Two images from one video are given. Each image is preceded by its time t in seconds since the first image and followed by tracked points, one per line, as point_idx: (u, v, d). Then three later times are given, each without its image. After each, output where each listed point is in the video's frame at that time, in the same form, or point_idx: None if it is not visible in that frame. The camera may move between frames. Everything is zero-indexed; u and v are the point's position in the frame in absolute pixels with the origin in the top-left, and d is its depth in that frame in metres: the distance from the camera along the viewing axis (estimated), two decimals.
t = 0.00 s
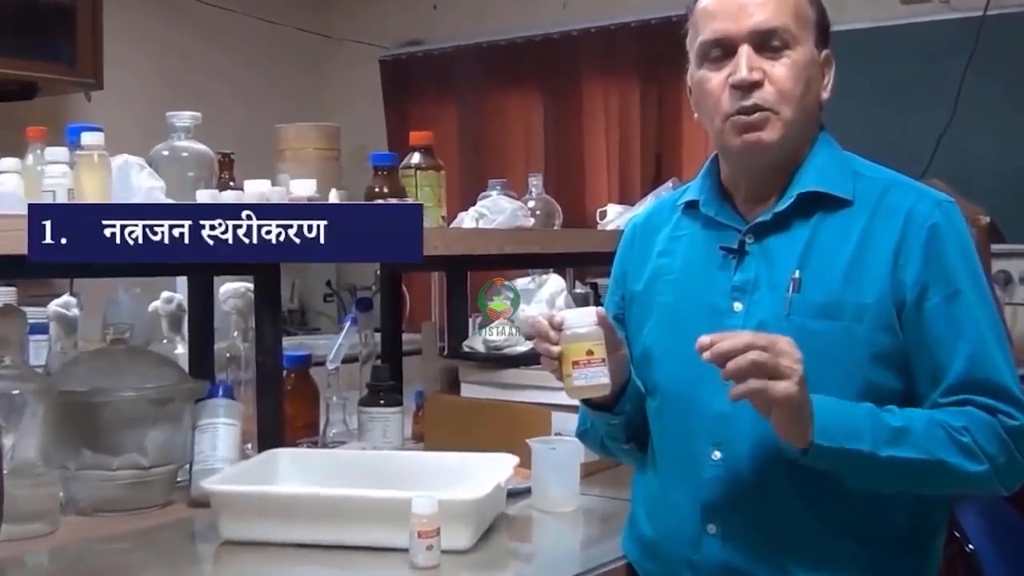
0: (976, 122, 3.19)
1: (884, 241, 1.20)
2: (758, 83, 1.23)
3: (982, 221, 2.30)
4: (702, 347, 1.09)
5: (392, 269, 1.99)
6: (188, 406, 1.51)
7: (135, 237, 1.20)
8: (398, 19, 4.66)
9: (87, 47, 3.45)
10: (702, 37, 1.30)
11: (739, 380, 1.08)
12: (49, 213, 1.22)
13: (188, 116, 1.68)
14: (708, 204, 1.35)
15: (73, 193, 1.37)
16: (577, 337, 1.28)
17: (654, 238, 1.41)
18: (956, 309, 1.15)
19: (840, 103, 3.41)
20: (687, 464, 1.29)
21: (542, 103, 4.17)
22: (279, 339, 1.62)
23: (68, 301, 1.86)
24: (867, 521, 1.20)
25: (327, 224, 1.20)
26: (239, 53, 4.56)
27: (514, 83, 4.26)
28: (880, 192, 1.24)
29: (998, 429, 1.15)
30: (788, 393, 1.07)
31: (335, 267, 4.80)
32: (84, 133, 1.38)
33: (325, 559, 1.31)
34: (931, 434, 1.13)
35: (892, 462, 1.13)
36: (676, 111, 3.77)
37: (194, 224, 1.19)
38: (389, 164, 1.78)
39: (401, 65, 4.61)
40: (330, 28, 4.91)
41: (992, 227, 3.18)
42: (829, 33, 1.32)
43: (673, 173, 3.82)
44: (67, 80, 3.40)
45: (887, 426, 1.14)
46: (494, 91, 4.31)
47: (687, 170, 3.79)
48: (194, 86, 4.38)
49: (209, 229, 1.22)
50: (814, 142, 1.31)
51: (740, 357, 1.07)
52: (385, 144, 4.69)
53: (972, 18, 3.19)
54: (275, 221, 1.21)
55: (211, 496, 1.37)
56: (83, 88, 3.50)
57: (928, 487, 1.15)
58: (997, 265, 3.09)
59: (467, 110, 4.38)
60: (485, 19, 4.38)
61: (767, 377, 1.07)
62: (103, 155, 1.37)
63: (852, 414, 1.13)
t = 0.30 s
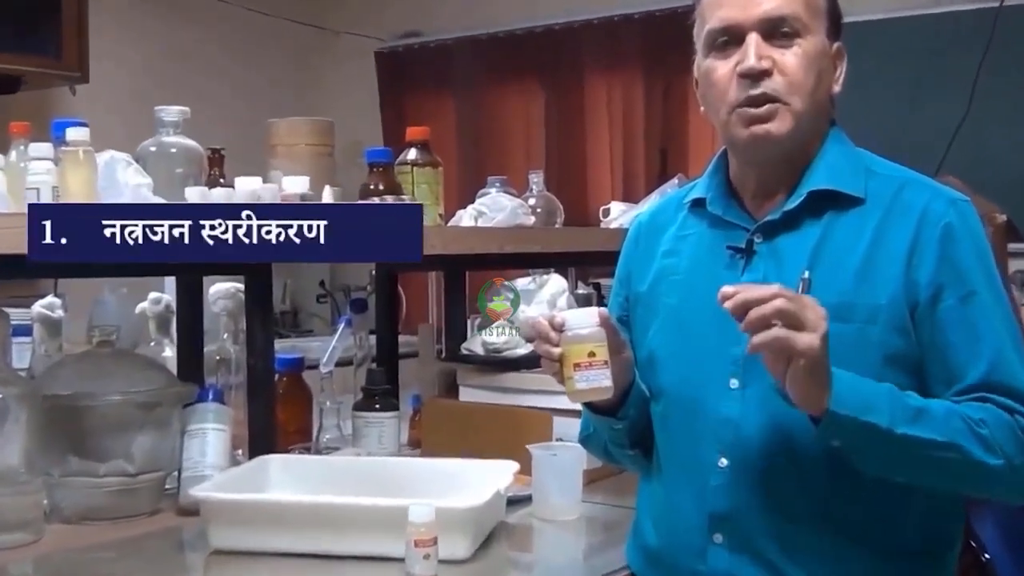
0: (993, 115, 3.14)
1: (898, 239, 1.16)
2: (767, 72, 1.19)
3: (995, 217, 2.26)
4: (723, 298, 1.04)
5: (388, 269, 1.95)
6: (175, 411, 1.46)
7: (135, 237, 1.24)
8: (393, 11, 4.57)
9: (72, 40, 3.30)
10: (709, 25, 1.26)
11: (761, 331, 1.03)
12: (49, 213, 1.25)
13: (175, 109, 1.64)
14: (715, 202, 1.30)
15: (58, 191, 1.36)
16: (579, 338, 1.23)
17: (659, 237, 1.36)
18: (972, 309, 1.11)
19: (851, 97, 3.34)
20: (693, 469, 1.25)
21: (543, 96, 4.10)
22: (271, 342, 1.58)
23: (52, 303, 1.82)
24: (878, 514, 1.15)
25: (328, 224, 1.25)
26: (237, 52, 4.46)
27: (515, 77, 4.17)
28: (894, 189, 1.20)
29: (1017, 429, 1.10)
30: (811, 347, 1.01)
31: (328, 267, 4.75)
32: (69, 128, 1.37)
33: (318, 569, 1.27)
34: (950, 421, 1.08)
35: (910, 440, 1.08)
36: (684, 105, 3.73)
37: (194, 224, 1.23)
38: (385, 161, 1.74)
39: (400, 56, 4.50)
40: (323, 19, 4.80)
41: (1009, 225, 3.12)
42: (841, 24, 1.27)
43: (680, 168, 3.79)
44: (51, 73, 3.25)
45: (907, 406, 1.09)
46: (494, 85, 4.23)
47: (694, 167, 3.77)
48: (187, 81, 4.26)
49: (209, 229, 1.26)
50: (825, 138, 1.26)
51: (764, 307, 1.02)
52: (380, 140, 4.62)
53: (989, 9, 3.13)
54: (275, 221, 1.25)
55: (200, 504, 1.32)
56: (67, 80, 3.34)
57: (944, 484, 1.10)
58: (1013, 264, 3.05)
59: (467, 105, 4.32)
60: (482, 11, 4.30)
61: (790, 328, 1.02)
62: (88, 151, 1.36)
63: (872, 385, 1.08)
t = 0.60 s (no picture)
0: (1011, 109, 3.08)
1: (914, 239, 1.11)
2: (777, 65, 1.14)
3: (1012, 213, 2.21)
4: (717, 376, 0.98)
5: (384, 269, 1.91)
6: (163, 416, 1.42)
7: (135, 237, 1.24)
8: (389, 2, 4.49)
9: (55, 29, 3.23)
10: (718, 15, 1.21)
11: (762, 412, 0.98)
12: (49, 213, 1.24)
13: (162, 103, 1.62)
14: (724, 199, 1.25)
15: (42, 187, 1.33)
16: (581, 341, 1.19)
17: (665, 234, 1.31)
18: (990, 313, 1.06)
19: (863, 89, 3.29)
20: (699, 478, 1.20)
21: (544, 86, 4.05)
22: (262, 343, 1.55)
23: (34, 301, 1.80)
24: (888, 550, 1.11)
25: (328, 224, 1.22)
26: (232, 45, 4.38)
27: (514, 68, 4.12)
28: (909, 186, 1.15)
29: None
30: (816, 425, 0.97)
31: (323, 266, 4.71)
32: (53, 122, 1.34)
33: None
34: (966, 456, 1.04)
35: (924, 489, 1.05)
36: (690, 101, 3.67)
37: (193, 224, 1.23)
38: (380, 155, 1.72)
39: (396, 49, 4.47)
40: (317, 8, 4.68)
41: None
42: (854, 14, 1.22)
43: (686, 165, 3.73)
44: (35, 63, 3.17)
45: (917, 450, 1.05)
46: (494, 76, 4.18)
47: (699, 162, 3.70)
48: (179, 75, 4.16)
49: (209, 230, 1.25)
50: (838, 133, 1.21)
51: (763, 387, 0.97)
52: (375, 135, 4.54)
53: None
54: (275, 221, 1.24)
55: (188, 512, 1.27)
56: (51, 72, 3.26)
57: (957, 511, 1.06)
58: None
59: (467, 99, 4.28)
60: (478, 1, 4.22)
61: (793, 409, 0.97)
62: (73, 146, 1.33)
63: (882, 437, 1.04)
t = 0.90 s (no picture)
0: None
1: (928, 236, 1.07)
2: (787, 52, 1.10)
3: None
4: (717, 386, 0.96)
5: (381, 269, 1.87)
6: (152, 419, 1.39)
7: (135, 237, 1.17)
8: None
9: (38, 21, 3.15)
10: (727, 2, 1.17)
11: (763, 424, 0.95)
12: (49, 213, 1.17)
13: (154, 97, 1.61)
14: (732, 194, 1.20)
15: (27, 183, 1.30)
16: (585, 342, 1.15)
17: (672, 231, 1.27)
18: (1006, 315, 1.03)
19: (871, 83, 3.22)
20: (706, 481, 1.16)
21: (545, 81, 3.94)
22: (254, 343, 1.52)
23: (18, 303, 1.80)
24: (894, 560, 1.07)
25: (329, 224, 1.15)
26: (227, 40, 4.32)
27: (514, 57, 4.01)
28: (922, 182, 1.11)
29: None
30: (820, 435, 0.95)
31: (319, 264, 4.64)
32: (38, 117, 1.31)
33: None
34: (976, 464, 1.01)
35: (933, 500, 1.01)
36: (696, 90, 3.55)
37: (194, 224, 1.16)
38: (376, 149, 1.66)
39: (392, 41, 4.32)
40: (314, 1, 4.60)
41: None
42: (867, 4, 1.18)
43: (691, 159, 3.60)
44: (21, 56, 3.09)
45: (925, 458, 1.01)
46: (494, 74, 4.07)
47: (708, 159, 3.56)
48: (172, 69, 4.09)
49: (209, 229, 1.18)
50: (850, 126, 1.17)
51: (765, 397, 0.94)
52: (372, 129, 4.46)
53: None
54: (276, 221, 1.16)
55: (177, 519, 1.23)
56: (36, 65, 3.19)
57: (965, 520, 1.03)
58: None
59: (466, 93, 4.16)
60: None
61: (794, 419, 0.95)
62: (59, 142, 1.30)
63: (891, 445, 1.01)
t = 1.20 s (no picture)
0: None
1: (945, 229, 1.02)
2: (799, 44, 1.06)
3: None
4: (754, 283, 0.91)
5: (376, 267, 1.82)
6: (137, 421, 1.35)
7: (135, 238, 1.20)
8: None
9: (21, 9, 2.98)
10: None
11: (794, 320, 0.89)
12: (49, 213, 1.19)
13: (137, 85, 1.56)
14: (740, 189, 1.16)
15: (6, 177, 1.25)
16: (588, 341, 1.11)
17: (679, 227, 1.22)
18: None
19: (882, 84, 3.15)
20: (713, 485, 1.11)
21: (547, 71, 3.60)
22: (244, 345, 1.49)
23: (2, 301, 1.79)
24: (902, 526, 1.02)
25: (328, 224, 1.18)
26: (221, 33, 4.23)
27: (513, 40, 3.67)
28: (939, 175, 1.07)
29: None
30: (850, 338, 0.88)
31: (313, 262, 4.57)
32: (19, 107, 1.26)
33: None
34: (1001, 431, 0.95)
35: (957, 450, 0.95)
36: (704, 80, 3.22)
37: (194, 224, 1.19)
38: (369, 141, 1.64)
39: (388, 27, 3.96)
40: None
41: None
42: None
43: (700, 152, 3.26)
44: None
45: (952, 409, 0.95)
46: (493, 57, 3.72)
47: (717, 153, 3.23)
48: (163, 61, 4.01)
49: (209, 229, 1.20)
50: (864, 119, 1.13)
51: (799, 291, 0.89)
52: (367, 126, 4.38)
53: None
54: (276, 221, 1.19)
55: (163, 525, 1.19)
56: (17, 54, 3.02)
57: (989, 500, 0.96)
58: None
59: (461, 81, 3.81)
60: None
61: (827, 316, 0.89)
62: (40, 134, 1.25)
63: (914, 387, 0.94)
